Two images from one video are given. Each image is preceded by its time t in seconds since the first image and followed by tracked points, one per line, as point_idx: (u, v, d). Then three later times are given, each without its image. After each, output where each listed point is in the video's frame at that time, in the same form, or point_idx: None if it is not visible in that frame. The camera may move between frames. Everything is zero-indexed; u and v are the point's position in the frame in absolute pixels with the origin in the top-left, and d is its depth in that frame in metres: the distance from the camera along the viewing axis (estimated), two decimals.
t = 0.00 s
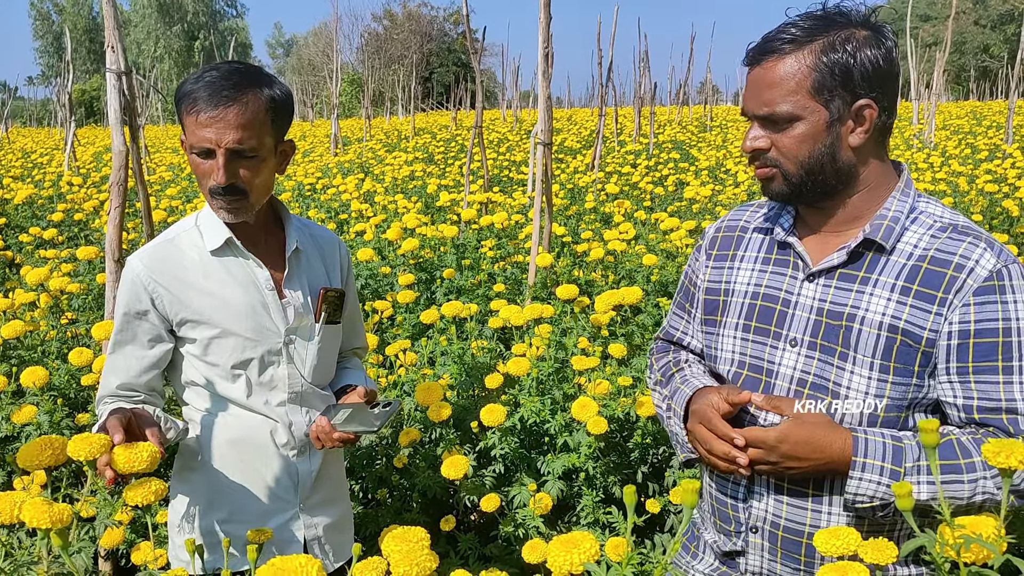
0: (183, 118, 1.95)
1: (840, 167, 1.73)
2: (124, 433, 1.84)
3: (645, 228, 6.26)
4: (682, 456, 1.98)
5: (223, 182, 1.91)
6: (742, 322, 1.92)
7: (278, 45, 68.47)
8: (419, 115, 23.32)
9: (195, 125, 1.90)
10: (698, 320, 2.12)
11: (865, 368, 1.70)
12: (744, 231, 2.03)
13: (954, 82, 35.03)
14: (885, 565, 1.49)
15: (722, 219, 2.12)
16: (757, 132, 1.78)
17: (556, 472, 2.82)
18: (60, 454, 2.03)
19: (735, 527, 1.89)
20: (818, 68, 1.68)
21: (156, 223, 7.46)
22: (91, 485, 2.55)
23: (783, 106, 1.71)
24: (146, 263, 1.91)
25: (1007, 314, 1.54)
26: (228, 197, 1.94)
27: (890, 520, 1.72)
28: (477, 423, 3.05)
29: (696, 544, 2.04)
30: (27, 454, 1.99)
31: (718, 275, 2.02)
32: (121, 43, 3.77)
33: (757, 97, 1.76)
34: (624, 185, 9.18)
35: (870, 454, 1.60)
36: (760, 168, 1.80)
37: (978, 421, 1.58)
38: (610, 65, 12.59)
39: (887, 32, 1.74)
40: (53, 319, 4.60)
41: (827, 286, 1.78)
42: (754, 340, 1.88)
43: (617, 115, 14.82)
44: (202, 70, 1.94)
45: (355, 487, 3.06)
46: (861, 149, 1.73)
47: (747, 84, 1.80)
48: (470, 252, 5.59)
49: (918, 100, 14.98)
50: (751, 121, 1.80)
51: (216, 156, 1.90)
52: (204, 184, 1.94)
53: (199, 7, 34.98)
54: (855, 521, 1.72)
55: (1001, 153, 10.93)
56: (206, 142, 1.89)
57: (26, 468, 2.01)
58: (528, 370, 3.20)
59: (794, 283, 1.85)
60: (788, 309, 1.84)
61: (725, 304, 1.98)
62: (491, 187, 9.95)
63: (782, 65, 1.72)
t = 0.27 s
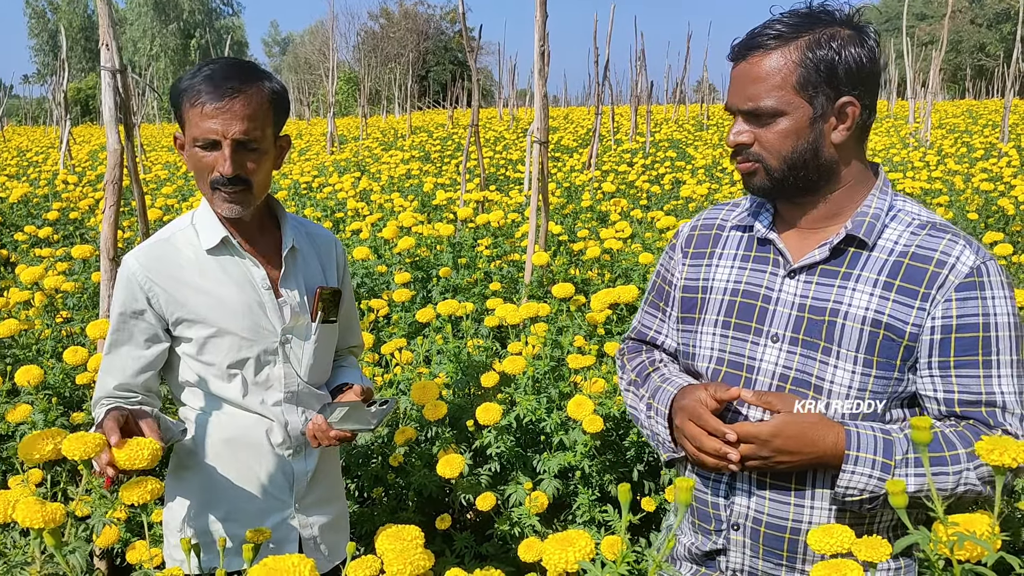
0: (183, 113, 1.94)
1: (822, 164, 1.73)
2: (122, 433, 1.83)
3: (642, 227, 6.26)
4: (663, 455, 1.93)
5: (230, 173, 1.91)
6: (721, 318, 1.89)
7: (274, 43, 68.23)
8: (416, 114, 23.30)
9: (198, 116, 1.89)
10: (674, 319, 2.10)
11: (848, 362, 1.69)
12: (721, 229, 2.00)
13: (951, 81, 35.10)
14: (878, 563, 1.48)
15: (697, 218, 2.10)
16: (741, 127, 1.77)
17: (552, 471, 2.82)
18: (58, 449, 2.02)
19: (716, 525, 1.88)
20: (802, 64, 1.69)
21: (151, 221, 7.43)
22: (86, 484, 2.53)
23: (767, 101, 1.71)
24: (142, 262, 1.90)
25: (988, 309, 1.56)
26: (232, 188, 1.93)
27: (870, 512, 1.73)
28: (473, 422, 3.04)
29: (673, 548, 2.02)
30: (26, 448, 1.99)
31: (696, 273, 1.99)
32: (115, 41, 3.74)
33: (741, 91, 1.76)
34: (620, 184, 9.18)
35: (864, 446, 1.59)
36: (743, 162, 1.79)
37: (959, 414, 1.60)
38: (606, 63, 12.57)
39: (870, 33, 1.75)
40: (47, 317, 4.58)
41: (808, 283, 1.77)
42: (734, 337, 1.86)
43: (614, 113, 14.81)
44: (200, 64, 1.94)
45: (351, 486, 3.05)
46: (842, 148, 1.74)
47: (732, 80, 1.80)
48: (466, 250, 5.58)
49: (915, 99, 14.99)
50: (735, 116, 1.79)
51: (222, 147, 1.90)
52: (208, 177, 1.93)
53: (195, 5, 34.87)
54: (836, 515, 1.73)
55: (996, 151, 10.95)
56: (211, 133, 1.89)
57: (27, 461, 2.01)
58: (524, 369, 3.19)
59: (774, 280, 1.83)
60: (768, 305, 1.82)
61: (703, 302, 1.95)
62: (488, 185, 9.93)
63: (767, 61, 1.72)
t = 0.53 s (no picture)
0: (204, 104, 1.96)
1: (791, 162, 1.73)
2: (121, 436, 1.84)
3: (639, 226, 6.27)
4: (638, 453, 1.92)
5: (266, 157, 1.96)
6: (697, 317, 1.88)
7: (271, 42, 68.28)
8: (413, 113, 23.28)
9: (226, 104, 1.94)
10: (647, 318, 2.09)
11: (824, 357, 1.69)
12: (694, 228, 2.00)
13: (947, 80, 35.16)
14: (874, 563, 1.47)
15: (669, 219, 2.10)
16: (709, 127, 1.77)
17: (549, 471, 2.82)
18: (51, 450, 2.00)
19: (693, 521, 1.87)
20: (767, 64, 1.68)
21: (147, 221, 7.41)
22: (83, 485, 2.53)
23: (734, 101, 1.71)
24: (136, 267, 1.90)
25: (958, 303, 1.58)
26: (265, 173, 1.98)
27: (846, 505, 1.74)
28: (470, 422, 3.04)
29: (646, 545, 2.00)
30: (21, 449, 1.98)
31: (670, 272, 1.98)
32: (111, 41, 3.73)
33: (709, 92, 1.76)
34: (617, 184, 9.18)
35: (841, 439, 1.59)
36: (712, 162, 1.79)
37: (932, 407, 1.61)
38: (603, 62, 12.57)
39: (835, 33, 1.75)
40: (43, 318, 4.56)
41: (782, 279, 1.77)
42: (709, 334, 1.85)
43: (611, 112, 14.82)
44: (221, 59, 2.00)
45: (348, 486, 3.05)
46: (810, 146, 1.74)
47: (699, 81, 1.80)
48: (463, 250, 5.58)
49: (911, 98, 15.02)
50: (704, 117, 1.79)
51: (255, 134, 1.96)
52: (237, 165, 1.96)
53: (192, 4, 34.81)
54: (814, 509, 1.73)
55: (993, 151, 10.96)
56: (245, 117, 1.95)
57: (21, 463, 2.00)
58: (520, 369, 3.19)
59: (748, 277, 1.83)
60: (743, 302, 1.82)
61: (678, 300, 1.94)
62: (485, 184, 9.93)
63: (733, 61, 1.72)
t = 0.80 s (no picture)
0: (213, 102, 1.96)
1: (758, 160, 1.73)
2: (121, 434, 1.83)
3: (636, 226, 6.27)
4: (615, 451, 1.93)
5: (277, 154, 1.97)
6: (670, 314, 1.88)
7: (268, 41, 68.18)
8: (411, 112, 23.28)
9: (237, 102, 1.95)
10: (621, 317, 2.08)
11: (795, 351, 1.69)
12: (667, 227, 2.00)
13: (944, 80, 35.24)
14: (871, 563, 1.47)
15: (643, 218, 2.10)
16: (678, 128, 1.77)
17: (546, 471, 2.82)
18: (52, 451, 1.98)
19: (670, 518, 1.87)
20: (732, 64, 1.69)
21: (144, 220, 7.39)
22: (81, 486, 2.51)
23: (701, 101, 1.71)
24: (134, 268, 1.89)
25: (925, 295, 1.58)
26: (276, 170, 1.99)
27: (820, 500, 1.74)
28: (467, 422, 3.04)
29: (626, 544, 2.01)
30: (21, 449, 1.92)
31: (643, 270, 1.98)
32: (108, 41, 3.72)
33: (675, 92, 1.76)
34: (615, 183, 9.18)
35: (810, 431, 1.59)
36: (681, 162, 1.79)
37: (901, 398, 1.61)
38: (601, 61, 12.56)
39: (797, 33, 1.77)
40: (40, 317, 4.55)
41: (753, 276, 1.77)
42: (682, 331, 1.84)
43: (608, 111, 14.82)
44: (228, 59, 2.00)
45: (345, 485, 3.04)
46: (777, 144, 1.75)
47: (666, 82, 1.80)
48: (460, 249, 5.58)
49: (908, 98, 15.04)
50: (672, 118, 1.79)
51: (267, 131, 1.98)
52: (249, 163, 1.96)
53: (189, 3, 34.74)
54: (789, 503, 1.74)
55: (990, 150, 10.98)
56: (257, 116, 1.95)
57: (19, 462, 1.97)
58: (518, 368, 3.19)
59: (720, 274, 1.83)
60: (715, 299, 1.81)
61: (651, 298, 1.94)
62: (482, 184, 9.93)
63: (699, 61, 1.72)
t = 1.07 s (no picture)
0: (213, 97, 1.95)
1: (738, 157, 1.73)
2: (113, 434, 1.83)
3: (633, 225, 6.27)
4: (603, 450, 1.94)
5: (277, 151, 1.96)
6: (656, 313, 1.88)
7: (264, 39, 68.05)
8: (408, 111, 23.25)
9: (238, 98, 1.94)
10: (611, 318, 2.09)
11: (778, 347, 1.69)
12: (653, 227, 2.00)
13: (941, 79, 35.32)
14: (867, 562, 1.47)
15: (631, 219, 2.10)
16: (657, 126, 1.77)
17: (543, 470, 2.82)
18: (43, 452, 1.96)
19: (658, 517, 1.88)
20: (709, 62, 1.69)
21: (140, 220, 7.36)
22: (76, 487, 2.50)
23: (679, 99, 1.71)
24: (128, 269, 1.88)
25: (906, 289, 1.58)
26: (275, 167, 1.98)
27: (807, 497, 1.74)
28: (463, 422, 3.03)
29: (617, 544, 2.01)
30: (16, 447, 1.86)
31: (630, 271, 1.99)
32: (104, 39, 3.70)
33: (654, 90, 1.76)
34: (612, 182, 9.18)
35: (790, 426, 1.59)
36: (662, 161, 1.79)
37: (884, 393, 1.60)
38: (598, 60, 12.55)
39: (776, 31, 1.76)
40: (36, 317, 4.53)
41: (736, 274, 1.77)
42: (668, 330, 1.84)
43: (606, 111, 14.81)
44: (228, 56, 2.00)
45: (342, 485, 3.04)
46: (756, 140, 1.74)
47: (646, 81, 1.80)
48: (457, 248, 5.57)
49: (904, 97, 15.07)
50: (651, 116, 1.79)
51: (267, 128, 1.98)
52: (248, 159, 1.95)
53: (185, 2, 34.66)
54: (775, 501, 1.74)
55: (986, 149, 11.00)
56: (257, 112, 1.95)
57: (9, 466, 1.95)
58: (514, 368, 3.19)
59: (704, 273, 1.83)
60: (700, 298, 1.81)
61: (638, 298, 1.94)
62: (479, 183, 9.92)
63: (677, 59, 1.72)
